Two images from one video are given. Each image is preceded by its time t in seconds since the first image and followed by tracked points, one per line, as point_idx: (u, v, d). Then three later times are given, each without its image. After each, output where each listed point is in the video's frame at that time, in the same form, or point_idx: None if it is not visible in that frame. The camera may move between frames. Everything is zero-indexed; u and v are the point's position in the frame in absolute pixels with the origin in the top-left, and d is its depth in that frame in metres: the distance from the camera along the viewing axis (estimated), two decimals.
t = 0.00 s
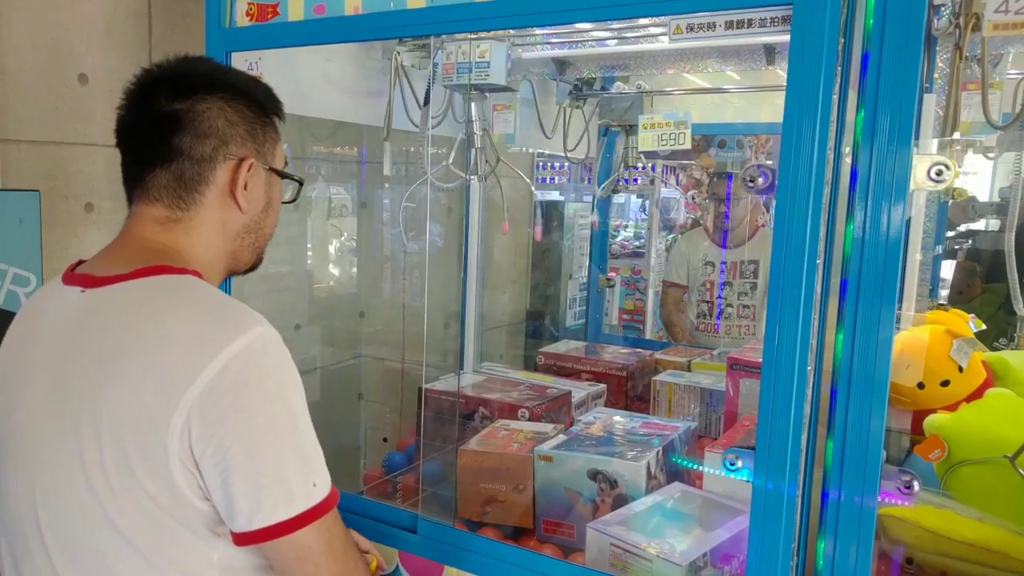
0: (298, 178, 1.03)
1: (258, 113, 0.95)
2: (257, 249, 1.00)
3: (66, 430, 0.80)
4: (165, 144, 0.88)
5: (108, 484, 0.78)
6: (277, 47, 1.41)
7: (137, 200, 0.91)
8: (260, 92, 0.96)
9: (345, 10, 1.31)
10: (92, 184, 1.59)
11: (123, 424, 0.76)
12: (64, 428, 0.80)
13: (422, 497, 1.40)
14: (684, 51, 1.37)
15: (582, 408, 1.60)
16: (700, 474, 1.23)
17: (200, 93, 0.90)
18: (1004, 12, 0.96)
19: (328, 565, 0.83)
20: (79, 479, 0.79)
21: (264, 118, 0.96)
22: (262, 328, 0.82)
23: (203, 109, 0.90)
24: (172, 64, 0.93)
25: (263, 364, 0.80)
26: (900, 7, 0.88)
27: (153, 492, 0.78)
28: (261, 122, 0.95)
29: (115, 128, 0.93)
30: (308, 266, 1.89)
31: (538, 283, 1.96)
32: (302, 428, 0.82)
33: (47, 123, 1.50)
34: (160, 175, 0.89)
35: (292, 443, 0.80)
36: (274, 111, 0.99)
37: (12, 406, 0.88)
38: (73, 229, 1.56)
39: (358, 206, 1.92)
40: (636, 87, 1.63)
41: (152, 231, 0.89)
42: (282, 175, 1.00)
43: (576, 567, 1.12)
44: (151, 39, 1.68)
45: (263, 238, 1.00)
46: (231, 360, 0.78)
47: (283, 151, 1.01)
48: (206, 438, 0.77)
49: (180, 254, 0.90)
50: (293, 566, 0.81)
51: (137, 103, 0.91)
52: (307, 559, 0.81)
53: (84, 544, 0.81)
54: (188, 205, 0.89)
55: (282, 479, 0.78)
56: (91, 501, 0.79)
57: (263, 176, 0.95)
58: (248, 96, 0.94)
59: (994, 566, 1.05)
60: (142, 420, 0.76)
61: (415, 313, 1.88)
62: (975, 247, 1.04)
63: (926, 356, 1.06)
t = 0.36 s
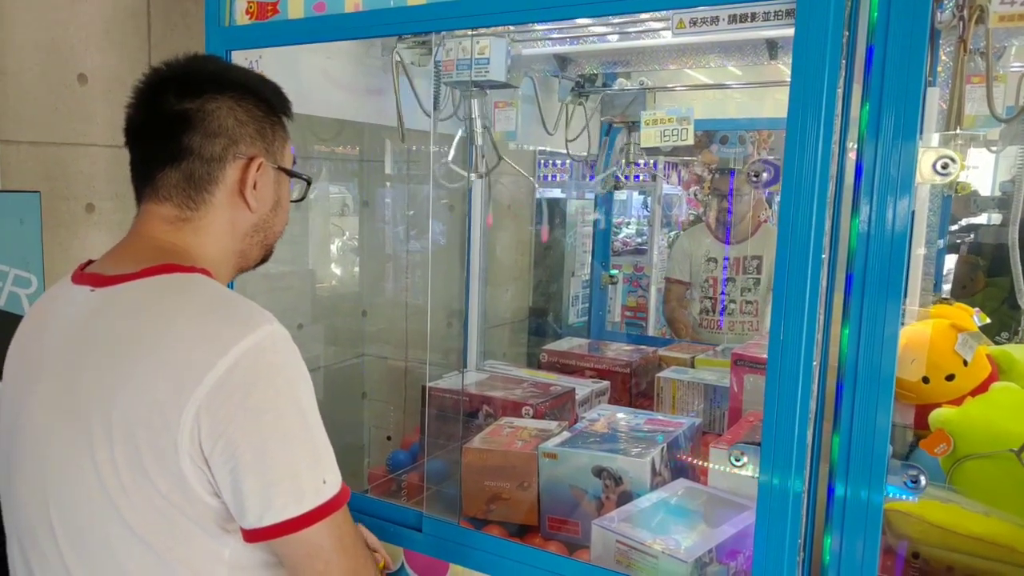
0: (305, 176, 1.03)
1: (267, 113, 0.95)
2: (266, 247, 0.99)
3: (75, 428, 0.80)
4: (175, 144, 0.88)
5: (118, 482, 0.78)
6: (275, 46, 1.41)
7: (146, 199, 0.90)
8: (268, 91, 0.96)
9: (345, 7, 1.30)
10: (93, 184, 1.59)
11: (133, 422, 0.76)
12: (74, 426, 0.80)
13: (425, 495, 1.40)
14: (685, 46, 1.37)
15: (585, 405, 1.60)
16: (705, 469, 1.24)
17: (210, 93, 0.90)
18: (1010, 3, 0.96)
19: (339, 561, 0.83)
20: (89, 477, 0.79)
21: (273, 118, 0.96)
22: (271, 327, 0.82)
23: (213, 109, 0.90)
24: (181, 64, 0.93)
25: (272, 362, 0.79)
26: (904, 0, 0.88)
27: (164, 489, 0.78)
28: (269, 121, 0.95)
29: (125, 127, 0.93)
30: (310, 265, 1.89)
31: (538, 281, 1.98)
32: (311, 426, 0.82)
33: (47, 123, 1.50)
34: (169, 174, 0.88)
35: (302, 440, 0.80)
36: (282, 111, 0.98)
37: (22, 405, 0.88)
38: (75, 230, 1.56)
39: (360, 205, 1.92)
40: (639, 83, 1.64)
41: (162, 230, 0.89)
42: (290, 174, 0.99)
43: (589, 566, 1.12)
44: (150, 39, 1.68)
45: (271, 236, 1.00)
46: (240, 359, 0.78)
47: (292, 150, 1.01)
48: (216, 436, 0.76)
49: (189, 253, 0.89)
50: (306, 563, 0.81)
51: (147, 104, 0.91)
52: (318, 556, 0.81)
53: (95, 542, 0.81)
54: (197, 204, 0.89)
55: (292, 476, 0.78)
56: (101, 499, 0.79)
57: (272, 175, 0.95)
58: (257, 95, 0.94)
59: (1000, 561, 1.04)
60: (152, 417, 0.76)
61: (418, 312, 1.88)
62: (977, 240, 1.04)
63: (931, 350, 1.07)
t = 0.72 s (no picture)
0: (314, 179, 1.03)
1: (275, 114, 0.95)
2: (273, 247, 0.99)
3: (79, 427, 0.80)
4: (183, 144, 0.88)
5: (122, 482, 0.78)
6: (277, 46, 1.41)
7: (154, 199, 0.91)
8: (277, 92, 0.96)
9: (348, 7, 1.30)
10: (95, 184, 1.59)
11: (138, 423, 0.76)
12: (78, 425, 0.80)
13: (428, 496, 1.40)
14: (688, 47, 1.38)
15: (589, 405, 1.60)
16: (707, 469, 1.24)
17: (218, 93, 0.91)
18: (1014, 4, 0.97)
19: (345, 561, 0.83)
20: (93, 477, 0.79)
21: (282, 119, 0.96)
22: (276, 327, 0.82)
23: (222, 110, 0.90)
24: (189, 64, 0.93)
25: (278, 362, 0.80)
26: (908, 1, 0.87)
27: (167, 489, 0.78)
28: (278, 122, 0.95)
29: (133, 127, 0.93)
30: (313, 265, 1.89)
31: (542, 282, 1.96)
32: (317, 426, 0.82)
33: (50, 123, 1.50)
34: (177, 174, 0.89)
35: (307, 441, 0.80)
36: (290, 112, 0.98)
37: (26, 406, 0.88)
38: (77, 229, 1.56)
39: (361, 204, 1.90)
40: (642, 83, 1.64)
41: (168, 229, 0.89)
42: (298, 175, 0.99)
43: (588, 566, 1.12)
44: (153, 39, 1.68)
45: (279, 237, 1.00)
46: (245, 359, 0.78)
47: (299, 151, 1.01)
48: (221, 435, 0.76)
49: (196, 252, 0.89)
50: (311, 563, 0.81)
51: (155, 104, 0.91)
52: (324, 556, 0.81)
53: (98, 541, 0.81)
54: (205, 205, 0.89)
55: (297, 477, 0.78)
56: (106, 500, 0.79)
57: (279, 176, 0.95)
58: (265, 96, 0.94)
59: (1005, 562, 1.04)
60: (157, 417, 0.76)
61: (420, 312, 1.88)
62: (980, 241, 1.04)
63: (932, 350, 1.06)
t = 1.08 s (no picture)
0: (312, 181, 1.03)
1: (275, 117, 0.95)
2: (270, 251, 0.99)
3: (73, 432, 0.80)
4: (182, 147, 0.88)
5: (115, 487, 0.78)
6: (274, 50, 1.41)
7: (152, 202, 0.91)
8: (276, 96, 0.96)
9: (346, 12, 1.31)
10: (92, 188, 1.59)
11: (131, 427, 0.76)
12: (72, 430, 0.80)
13: (425, 500, 1.40)
14: (686, 51, 1.38)
15: (585, 409, 1.60)
16: (705, 474, 1.24)
17: (218, 97, 0.91)
18: (1005, 10, 0.97)
19: (340, 565, 0.83)
20: (87, 481, 0.79)
21: (281, 123, 0.96)
22: (271, 331, 0.82)
23: (221, 113, 0.90)
24: (188, 68, 0.93)
25: (272, 366, 0.80)
26: (902, 6, 0.88)
27: (161, 494, 0.78)
28: (277, 126, 0.95)
29: (132, 131, 0.94)
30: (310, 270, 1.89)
31: (538, 284, 1.98)
32: (310, 431, 0.82)
33: (46, 127, 1.50)
34: (175, 178, 0.89)
35: (300, 445, 0.80)
36: (290, 115, 0.99)
37: (20, 411, 0.88)
38: (73, 234, 1.56)
39: (359, 208, 1.91)
40: (637, 85, 1.61)
41: (165, 232, 0.89)
42: (297, 179, 1.00)
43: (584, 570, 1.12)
44: (150, 43, 1.68)
45: (277, 240, 1.00)
46: (239, 363, 0.78)
47: (299, 154, 1.01)
48: (213, 439, 0.76)
49: (194, 255, 0.90)
50: (306, 567, 0.81)
51: (154, 107, 0.91)
52: (319, 561, 0.81)
53: (91, 546, 0.81)
54: (203, 207, 0.89)
55: (290, 481, 0.78)
56: (99, 505, 0.79)
57: (278, 179, 0.95)
58: (265, 99, 0.94)
59: (1001, 565, 1.05)
60: (151, 422, 0.76)
61: (417, 315, 1.91)
62: (974, 243, 1.05)
63: (927, 353, 1.07)
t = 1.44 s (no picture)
0: (310, 184, 1.03)
1: (273, 120, 0.95)
2: (269, 254, 0.99)
3: (71, 438, 0.80)
4: (180, 151, 0.88)
5: (113, 492, 0.78)
6: (273, 54, 1.41)
7: (150, 206, 0.91)
8: (273, 98, 0.96)
9: (344, 15, 1.31)
10: (93, 193, 1.59)
11: (130, 432, 0.76)
12: (69, 436, 0.80)
13: (425, 503, 1.38)
14: (685, 53, 1.38)
15: (587, 412, 1.60)
16: (706, 475, 1.23)
17: (216, 100, 0.91)
18: (1006, 8, 0.97)
19: (339, 569, 0.83)
20: (85, 487, 0.79)
21: (279, 126, 0.96)
22: (269, 337, 0.82)
23: (219, 116, 0.90)
24: (186, 71, 0.94)
25: (270, 371, 0.80)
26: (901, 6, 0.88)
27: (159, 499, 0.78)
28: (275, 129, 0.95)
29: (130, 135, 0.94)
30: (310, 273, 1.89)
31: (538, 287, 1.97)
32: (309, 437, 0.81)
33: (47, 132, 1.50)
34: (174, 182, 0.89)
35: (299, 451, 0.80)
36: (288, 119, 0.99)
37: (18, 416, 0.88)
38: (75, 239, 1.56)
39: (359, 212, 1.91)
40: (635, 88, 1.62)
41: (163, 237, 0.89)
42: (295, 182, 1.00)
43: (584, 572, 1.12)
44: (150, 47, 1.68)
45: (275, 244, 1.00)
46: (238, 368, 0.78)
47: (297, 157, 1.01)
48: (211, 446, 0.76)
49: (192, 260, 0.89)
50: (305, 571, 0.80)
51: (153, 111, 0.91)
52: (319, 565, 0.81)
53: (88, 552, 0.81)
54: (201, 211, 0.89)
55: (288, 488, 0.78)
56: (96, 510, 0.79)
57: (276, 183, 0.95)
58: (263, 102, 0.94)
59: (1003, 566, 1.04)
60: (149, 427, 0.76)
61: (418, 318, 1.89)
62: (979, 244, 1.04)
63: (930, 354, 1.07)
